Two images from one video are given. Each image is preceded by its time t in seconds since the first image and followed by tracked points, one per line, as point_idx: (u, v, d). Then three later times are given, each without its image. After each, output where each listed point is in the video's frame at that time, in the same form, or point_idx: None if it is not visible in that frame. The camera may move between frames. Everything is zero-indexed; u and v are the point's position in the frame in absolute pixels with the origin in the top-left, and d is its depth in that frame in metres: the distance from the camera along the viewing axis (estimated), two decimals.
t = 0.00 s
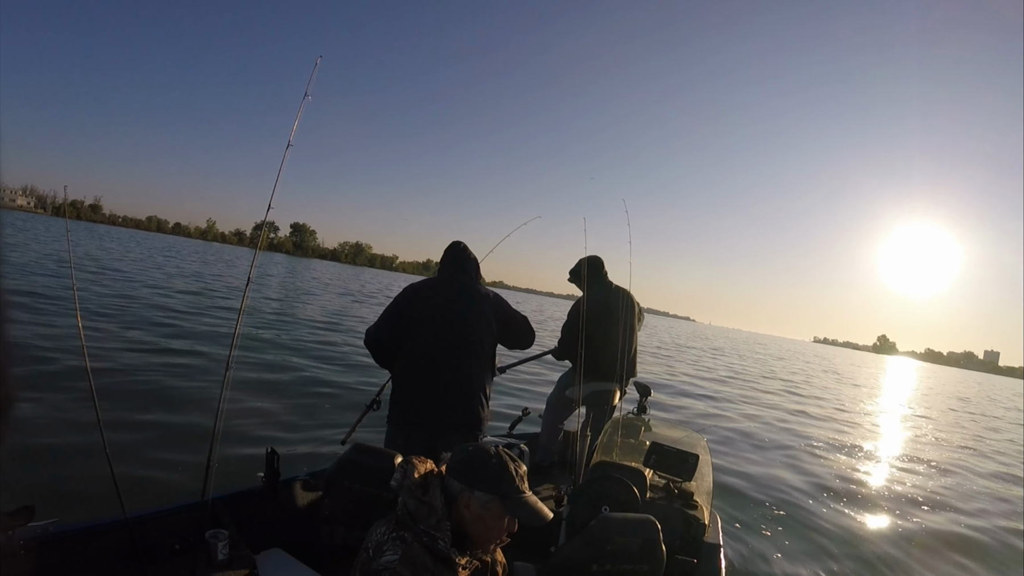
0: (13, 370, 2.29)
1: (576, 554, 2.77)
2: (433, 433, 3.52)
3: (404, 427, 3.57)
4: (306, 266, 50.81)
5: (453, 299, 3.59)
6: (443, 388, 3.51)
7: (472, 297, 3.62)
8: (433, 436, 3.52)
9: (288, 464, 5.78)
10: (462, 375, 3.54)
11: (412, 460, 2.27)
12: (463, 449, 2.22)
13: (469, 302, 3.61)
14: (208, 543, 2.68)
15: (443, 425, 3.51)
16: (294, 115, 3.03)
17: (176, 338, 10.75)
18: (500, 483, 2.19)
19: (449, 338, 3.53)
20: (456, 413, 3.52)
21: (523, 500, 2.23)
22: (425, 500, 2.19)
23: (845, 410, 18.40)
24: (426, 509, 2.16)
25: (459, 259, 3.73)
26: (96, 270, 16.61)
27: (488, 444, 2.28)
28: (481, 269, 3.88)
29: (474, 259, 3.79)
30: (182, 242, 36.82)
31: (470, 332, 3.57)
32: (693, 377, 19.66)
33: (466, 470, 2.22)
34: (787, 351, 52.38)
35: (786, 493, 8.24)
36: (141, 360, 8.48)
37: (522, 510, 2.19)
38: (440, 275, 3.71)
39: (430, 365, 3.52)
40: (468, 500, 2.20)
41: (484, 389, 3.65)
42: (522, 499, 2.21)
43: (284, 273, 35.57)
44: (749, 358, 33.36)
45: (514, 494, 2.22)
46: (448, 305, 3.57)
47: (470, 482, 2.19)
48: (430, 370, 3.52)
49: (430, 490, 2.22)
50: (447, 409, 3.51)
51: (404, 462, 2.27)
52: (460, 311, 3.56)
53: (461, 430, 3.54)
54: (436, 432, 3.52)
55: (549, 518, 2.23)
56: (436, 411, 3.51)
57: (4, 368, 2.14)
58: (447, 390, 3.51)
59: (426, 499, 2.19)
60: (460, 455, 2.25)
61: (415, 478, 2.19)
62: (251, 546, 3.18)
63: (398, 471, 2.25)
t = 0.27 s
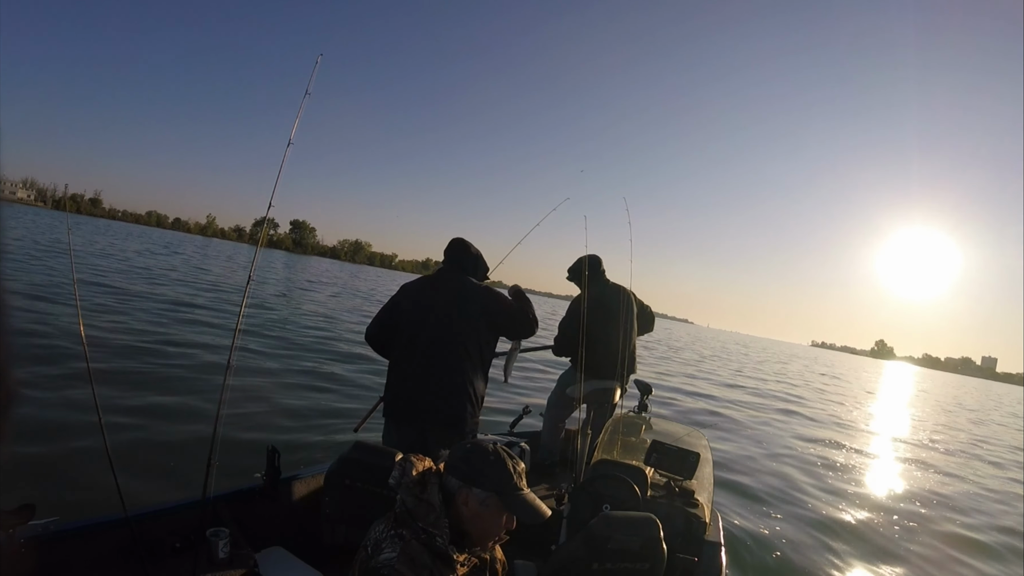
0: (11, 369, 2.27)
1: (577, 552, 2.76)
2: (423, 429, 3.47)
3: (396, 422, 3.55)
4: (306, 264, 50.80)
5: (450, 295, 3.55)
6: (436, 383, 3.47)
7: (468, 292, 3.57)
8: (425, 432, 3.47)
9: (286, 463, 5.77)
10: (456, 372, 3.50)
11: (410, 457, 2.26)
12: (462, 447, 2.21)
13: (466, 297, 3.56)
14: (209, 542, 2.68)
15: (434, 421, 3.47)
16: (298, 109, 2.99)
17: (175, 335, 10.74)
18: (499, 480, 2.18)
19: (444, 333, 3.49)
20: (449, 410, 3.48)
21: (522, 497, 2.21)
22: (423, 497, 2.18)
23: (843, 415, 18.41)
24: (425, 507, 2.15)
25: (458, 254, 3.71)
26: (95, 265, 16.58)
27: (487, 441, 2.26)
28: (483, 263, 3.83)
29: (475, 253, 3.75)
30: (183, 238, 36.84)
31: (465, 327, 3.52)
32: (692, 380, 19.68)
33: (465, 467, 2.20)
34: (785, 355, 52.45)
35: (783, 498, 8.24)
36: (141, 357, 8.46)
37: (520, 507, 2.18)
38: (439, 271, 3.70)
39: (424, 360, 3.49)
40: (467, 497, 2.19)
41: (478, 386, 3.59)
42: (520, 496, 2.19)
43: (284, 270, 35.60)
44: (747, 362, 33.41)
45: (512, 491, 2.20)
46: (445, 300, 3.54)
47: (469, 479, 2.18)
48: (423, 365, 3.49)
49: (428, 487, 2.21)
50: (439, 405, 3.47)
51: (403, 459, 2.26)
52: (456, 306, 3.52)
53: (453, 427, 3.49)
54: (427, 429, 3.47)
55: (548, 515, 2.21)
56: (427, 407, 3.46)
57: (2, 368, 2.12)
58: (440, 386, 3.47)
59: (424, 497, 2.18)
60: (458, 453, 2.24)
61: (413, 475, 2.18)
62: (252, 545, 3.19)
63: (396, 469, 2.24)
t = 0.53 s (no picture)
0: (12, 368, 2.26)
1: (578, 553, 2.76)
2: (422, 428, 3.47)
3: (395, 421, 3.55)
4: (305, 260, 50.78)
5: (453, 294, 3.53)
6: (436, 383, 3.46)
7: (472, 292, 3.55)
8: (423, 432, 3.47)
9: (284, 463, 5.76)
10: (453, 374, 3.48)
11: (413, 459, 2.26)
12: (466, 449, 2.20)
13: (469, 297, 3.54)
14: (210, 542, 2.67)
15: (433, 421, 3.46)
16: (301, 104, 2.95)
17: (174, 331, 10.72)
18: (502, 483, 2.17)
19: (446, 333, 3.48)
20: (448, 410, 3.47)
21: (525, 500, 2.20)
22: (425, 499, 2.18)
23: (840, 423, 18.41)
24: (427, 508, 2.15)
25: (463, 254, 3.69)
26: (96, 258, 16.57)
27: (491, 443, 2.26)
28: (489, 264, 3.79)
29: (480, 253, 3.73)
30: (183, 231, 36.82)
31: (468, 328, 3.50)
32: (690, 385, 19.68)
33: (468, 470, 2.20)
34: (783, 362, 52.49)
35: (780, 505, 8.25)
36: (138, 355, 8.45)
37: (523, 510, 2.18)
38: (445, 271, 3.70)
39: (425, 360, 3.48)
40: (471, 499, 2.19)
41: (479, 387, 3.57)
42: (523, 499, 2.19)
43: (284, 266, 35.59)
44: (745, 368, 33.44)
45: (516, 494, 2.19)
46: (448, 300, 3.52)
47: (472, 482, 2.17)
48: (424, 365, 3.48)
49: (430, 489, 2.21)
50: (439, 405, 3.46)
51: (405, 461, 2.26)
52: (459, 306, 3.50)
53: (452, 428, 3.49)
54: (426, 428, 3.47)
55: (551, 519, 2.20)
56: (427, 407, 3.46)
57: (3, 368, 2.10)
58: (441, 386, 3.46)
59: (427, 498, 2.18)
60: (462, 455, 2.24)
61: (416, 476, 2.18)
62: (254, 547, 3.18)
63: (399, 470, 2.24)
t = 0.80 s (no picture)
0: (12, 371, 2.27)
1: (577, 557, 2.77)
2: (423, 429, 3.47)
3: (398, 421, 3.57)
4: (305, 256, 50.73)
5: (462, 296, 3.55)
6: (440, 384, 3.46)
7: (481, 295, 3.55)
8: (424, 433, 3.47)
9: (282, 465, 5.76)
10: (454, 377, 3.47)
11: (412, 463, 2.26)
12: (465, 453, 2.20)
13: (478, 300, 3.55)
14: (209, 545, 2.68)
15: (434, 422, 3.46)
16: (304, 100, 2.95)
17: (172, 327, 10.70)
18: (502, 488, 2.17)
19: (452, 335, 3.48)
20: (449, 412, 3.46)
21: (523, 504, 2.19)
22: (424, 502, 2.18)
23: (836, 431, 18.45)
24: (426, 512, 2.15)
25: (476, 257, 3.71)
26: (95, 250, 16.54)
27: (490, 448, 2.25)
28: (499, 267, 3.78)
29: (492, 257, 3.74)
30: (183, 224, 36.76)
31: (474, 330, 3.51)
32: (686, 390, 19.71)
33: (467, 474, 2.19)
34: (779, 369, 52.57)
35: (776, 513, 8.25)
36: (137, 353, 8.43)
37: (522, 515, 2.17)
38: (455, 273, 3.71)
39: (430, 361, 3.49)
40: (469, 503, 2.18)
41: (480, 391, 3.56)
42: (522, 504, 2.18)
43: (284, 260, 35.54)
44: (741, 374, 33.50)
45: (514, 498, 2.18)
46: (457, 302, 3.53)
47: (471, 486, 2.17)
48: (430, 366, 3.49)
49: (429, 493, 2.20)
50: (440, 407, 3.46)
51: (404, 465, 2.26)
52: (466, 309, 3.51)
53: (453, 430, 3.48)
54: (426, 430, 3.47)
55: (550, 524, 2.19)
56: (429, 407, 3.46)
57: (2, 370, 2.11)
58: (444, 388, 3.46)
59: (425, 502, 2.18)
60: (461, 459, 2.23)
61: (415, 480, 2.18)
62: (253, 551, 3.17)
63: (398, 474, 2.24)
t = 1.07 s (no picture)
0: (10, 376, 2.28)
1: (577, 560, 2.77)
2: (421, 433, 3.48)
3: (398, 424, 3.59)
4: (305, 256, 50.71)
5: (464, 300, 3.52)
6: (439, 388, 3.46)
7: (482, 299, 3.51)
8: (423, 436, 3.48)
9: (283, 468, 5.76)
10: (452, 379, 3.47)
11: (407, 465, 2.26)
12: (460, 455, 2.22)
13: (480, 303, 3.52)
14: (208, 548, 2.68)
15: (432, 425, 3.46)
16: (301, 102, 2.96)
17: (172, 329, 10.70)
18: (498, 488, 2.18)
19: (453, 338, 3.47)
20: (448, 417, 3.46)
21: (519, 506, 2.20)
22: (419, 505, 2.18)
23: (836, 428, 18.47)
24: (422, 514, 2.15)
25: (481, 260, 3.68)
26: (95, 252, 16.55)
27: (485, 450, 2.27)
28: (503, 269, 3.73)
29: (497, 260, 3.70)
30: (182, 225, 36.73)
31: (475, 334, 3.48)
32: (687, 388, 19.72)
33: (463, 475, 2.21)
34: (779, 366, 52.61)
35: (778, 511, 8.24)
36: (137, 355, 8.43)
37: (518, 515, 2.18)
38: (460, 275, 3.71)
39: (431, 365, 3.49)
40: (466, 504, 2.19)
41: (478, 394, 3.54)
42: (518, 505, 2.19)
43: (283, 261, 35.51)
44: (741, 371, 33.53)
45: (510, 499, 2.19)
46: (459, 305, 3.50)
47: (467, 487, 2.19)
48: (430, 369, 3.49)
49: (425, 495, 2.20)
50: (439, 411, 3.45)
51: (400, 468, 2.26)
52: (468, 313, 3.48)
53: (451, 435, 3.48)
54: (424, 433, 3.47)
55: (546, 525, 2.21)
56: (427, 411, 3.46)
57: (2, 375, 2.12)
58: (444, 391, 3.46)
59: (421, 504, 2.17)
60: (457, 461, 2.25)
61: (411, 482, 2.17)
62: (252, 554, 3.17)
63: (394, 477, 2.25)
